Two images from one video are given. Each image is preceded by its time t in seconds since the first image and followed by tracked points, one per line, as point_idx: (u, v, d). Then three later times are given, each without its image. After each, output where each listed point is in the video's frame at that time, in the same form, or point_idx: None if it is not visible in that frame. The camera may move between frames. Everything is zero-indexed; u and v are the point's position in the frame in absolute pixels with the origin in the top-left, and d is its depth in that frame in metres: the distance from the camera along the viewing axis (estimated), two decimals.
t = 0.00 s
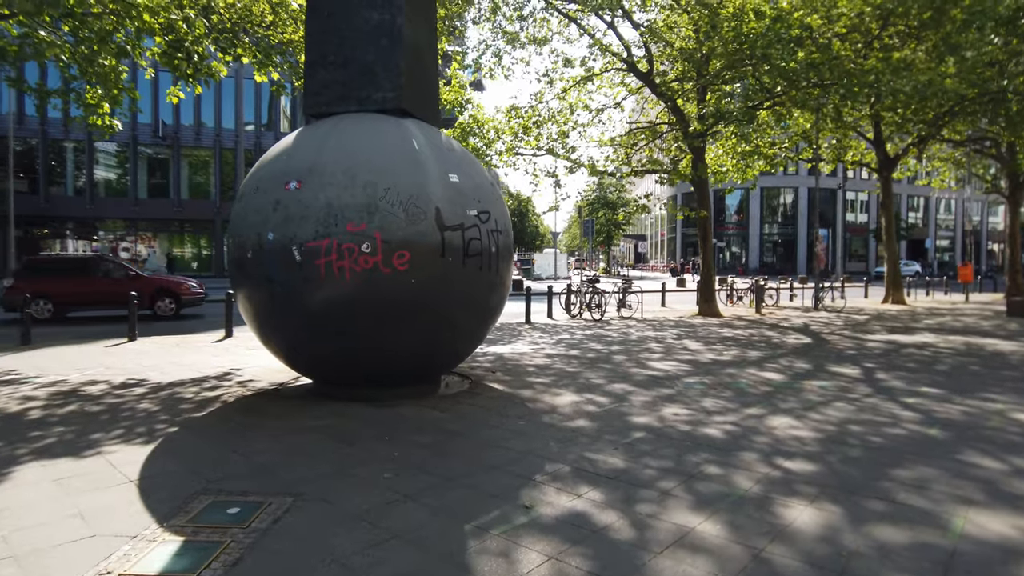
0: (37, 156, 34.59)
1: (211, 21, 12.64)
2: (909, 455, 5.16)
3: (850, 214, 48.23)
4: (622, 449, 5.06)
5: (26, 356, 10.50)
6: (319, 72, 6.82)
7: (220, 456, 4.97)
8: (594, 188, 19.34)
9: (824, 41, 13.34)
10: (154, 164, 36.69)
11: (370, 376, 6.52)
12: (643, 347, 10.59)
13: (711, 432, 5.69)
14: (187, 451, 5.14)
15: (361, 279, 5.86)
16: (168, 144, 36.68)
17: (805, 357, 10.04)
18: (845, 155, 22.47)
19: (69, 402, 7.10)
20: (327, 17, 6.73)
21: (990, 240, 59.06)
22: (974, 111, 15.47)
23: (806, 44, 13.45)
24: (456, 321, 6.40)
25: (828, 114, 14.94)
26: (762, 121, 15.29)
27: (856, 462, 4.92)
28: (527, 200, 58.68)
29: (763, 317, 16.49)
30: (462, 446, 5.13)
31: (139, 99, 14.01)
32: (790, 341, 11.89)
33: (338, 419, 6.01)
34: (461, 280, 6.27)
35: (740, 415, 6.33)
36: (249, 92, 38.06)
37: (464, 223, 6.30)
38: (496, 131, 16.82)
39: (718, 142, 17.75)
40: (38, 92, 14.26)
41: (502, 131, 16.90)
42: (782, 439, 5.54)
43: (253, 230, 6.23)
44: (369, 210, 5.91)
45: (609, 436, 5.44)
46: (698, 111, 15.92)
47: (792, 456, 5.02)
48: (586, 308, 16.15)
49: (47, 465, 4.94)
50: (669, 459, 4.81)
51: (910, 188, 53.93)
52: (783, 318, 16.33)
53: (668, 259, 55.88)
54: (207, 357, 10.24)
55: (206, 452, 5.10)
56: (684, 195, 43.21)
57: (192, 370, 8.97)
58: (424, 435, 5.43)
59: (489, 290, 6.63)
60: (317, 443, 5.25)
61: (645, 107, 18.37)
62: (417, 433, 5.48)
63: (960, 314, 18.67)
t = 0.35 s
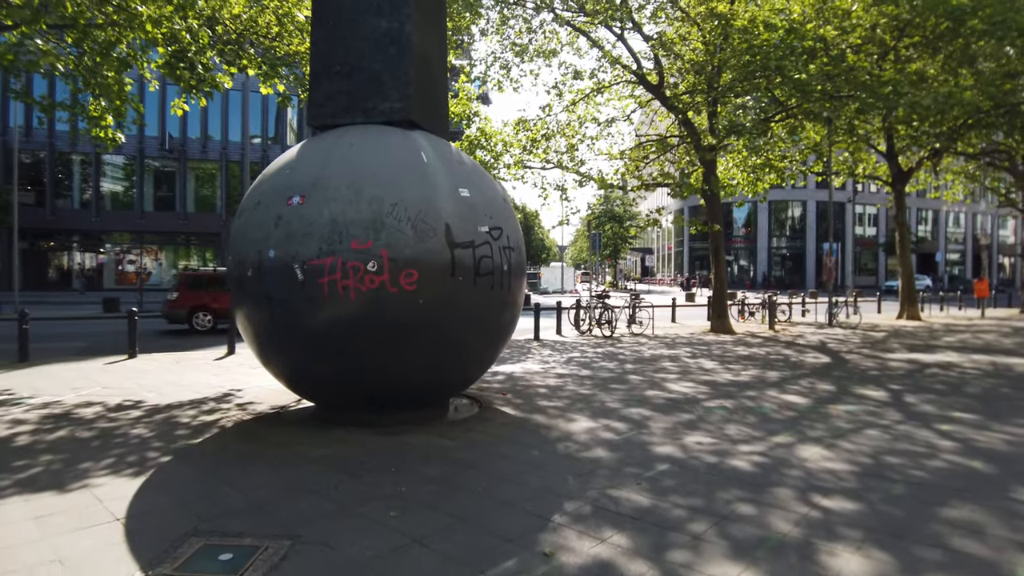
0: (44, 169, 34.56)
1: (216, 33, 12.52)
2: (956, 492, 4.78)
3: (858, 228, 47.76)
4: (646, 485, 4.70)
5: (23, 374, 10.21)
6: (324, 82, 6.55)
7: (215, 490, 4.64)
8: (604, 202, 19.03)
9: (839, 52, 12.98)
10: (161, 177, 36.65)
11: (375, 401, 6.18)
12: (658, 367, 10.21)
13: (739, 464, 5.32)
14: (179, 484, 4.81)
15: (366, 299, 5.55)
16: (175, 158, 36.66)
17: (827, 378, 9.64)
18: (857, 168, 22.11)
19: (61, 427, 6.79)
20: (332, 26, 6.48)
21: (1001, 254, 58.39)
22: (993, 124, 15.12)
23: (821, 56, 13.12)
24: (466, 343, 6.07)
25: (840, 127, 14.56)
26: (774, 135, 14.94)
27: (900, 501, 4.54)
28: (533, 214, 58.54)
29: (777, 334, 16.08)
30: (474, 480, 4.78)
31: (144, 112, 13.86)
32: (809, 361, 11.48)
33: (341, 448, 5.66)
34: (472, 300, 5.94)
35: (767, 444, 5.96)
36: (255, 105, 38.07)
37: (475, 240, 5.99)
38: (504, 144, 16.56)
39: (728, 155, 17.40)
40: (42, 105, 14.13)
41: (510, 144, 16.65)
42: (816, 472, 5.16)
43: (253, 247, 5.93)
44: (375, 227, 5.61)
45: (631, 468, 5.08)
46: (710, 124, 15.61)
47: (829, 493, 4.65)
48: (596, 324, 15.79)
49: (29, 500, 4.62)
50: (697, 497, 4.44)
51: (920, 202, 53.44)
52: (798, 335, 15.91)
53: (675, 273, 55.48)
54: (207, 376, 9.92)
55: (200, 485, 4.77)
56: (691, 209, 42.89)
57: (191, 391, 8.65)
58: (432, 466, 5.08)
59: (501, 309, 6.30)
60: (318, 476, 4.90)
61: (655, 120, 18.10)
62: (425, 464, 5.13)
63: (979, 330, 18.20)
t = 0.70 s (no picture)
0: (52, 202, 34.64)
1: (222, 68, 12.60)
2: (1008, 559, 4.38)
3: (865, 260, 47.46)
4: (672, 551, 4.33)
5: (16, 416, 9.90)
6: (329, 118, 6.38)
7: (204, 556, 4.29)
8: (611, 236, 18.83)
9: (848, 86, 12.85)
10: (168, 210, 36.76)
11: (378, 451, 5.85)
12: (672, 409, 9.83)
13: (768, 525, 4.94)
14: (167, 548, 4.46)
15: (370, 345, 5.26)
16: (182, 191, 36.84)
17: (848, 421, 9.24)
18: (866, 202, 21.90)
19: (48, 477, 6.46)
20: (338, 62, 6.35)
21: (1009, 285, 57.89)
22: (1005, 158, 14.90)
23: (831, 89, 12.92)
24: (476, 390, 5.76)
25: (848, 160, 14.36)
26: (782, 169, 14.73)
27: (951, 570, 4.16)
28: (537, 246, 58.53)
29: (791, 371, 15.67)
30: (485, 545, 4.42)
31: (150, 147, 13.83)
32: (828, 401, 11.09)
33: (342, 504, 5.31)
34: (481, 345, 5.65)
35: (796, 500, 5.58)
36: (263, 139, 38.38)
37: (485, 282, 5.73)
38: (511, 179, 16.45)
39: (736, 190, 17.19)
40: (48, 139, 14.13)
41: (516, 178, 16.54)
42: (853, 535, 4.78)
43: (253, 290, 5.67)
44: (381, 269, 5.35)
45: (653, 531, 4.71)
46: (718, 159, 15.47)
47: (870, 561, 4.27)
48: (605, 361, 15.44)
49: (4, 566, 4.27)
50: (728, 568, 4.07)
51: (926, 234, 53.23)
52: (812, 372, 15.50)
53: (681, 306, 55.12)
54: (205, 419, 9.59)
55: (189, 550, 4.42)
56: (697, 241, 42.73)
57: (187, 437, 8.31)
58: (439, 528, 4.73)
59: (512, 354, 6.00)
60: (317, 539, 4.55)
61: (662, 154, 18.00)
62: (431, 525, 4.78)
63: (997, 366, 17.75)
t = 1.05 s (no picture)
0: (58, 255, 34.77)
1: (232, 124, 12.74)
2: None
3: (871, 312, 47.19)
4: None
5: (8, 477, 9.55)
6: (341, 175, 6.32)
7: None
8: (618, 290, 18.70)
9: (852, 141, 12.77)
10: (173, 263, 36.92)
11: (386, 522, 5.52)
12: (688, 471, 9.45)
13: None
14: None
15: (380, 409, 5.03)
16: (188, 245, 37.09)
17: (874, 484, 8.85)
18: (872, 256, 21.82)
19: (37, 547, 6.12)
20: (351, 120, 6.34)
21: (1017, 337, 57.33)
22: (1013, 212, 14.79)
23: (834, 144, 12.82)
24: (490, 456, 5.48)
25: (853, 215, 14.26)
26: (787, 224, 14.59)
27: None
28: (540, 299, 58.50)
29: (806, 429, 15.24)
30: None
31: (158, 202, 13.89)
32: (849, 462, 10.68)
33: None
34: (496, 409, 5.41)
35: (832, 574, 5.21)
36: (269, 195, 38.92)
37: (500, 342, 5.54)
38: (517, 234, 16.46)
39: (742, 245, 17.01)
40: (58, 194, 14.22)
41: (523, 233, 16.55)
42: None
43: (258, 350, 5.48)
44: (392, 329, 5.16)
45: None
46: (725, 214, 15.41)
47: None
48: (615, 419, 15.05)
49: None
50: None
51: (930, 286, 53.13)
52: (828, 430, 15.07)
53: (687, 359, 54.56)
54: (203, 482, 9.22)
55: None
56: (701, 294, 42.64)
57: (184, 502, 7.95)
58: None
59: (527, 417, 5.75)
60: None
61: (667, 209, 18.06)
62: None
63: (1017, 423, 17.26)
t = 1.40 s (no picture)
0: (57, 292, 34.62)
1: (238, 163, 12.69)
2: None
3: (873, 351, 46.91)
4: None
5: None
6: (348, 213, 6.25)
7: None
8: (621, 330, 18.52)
9: (855, 180, 12.69)
10: (172, 301, 36.77)
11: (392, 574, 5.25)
12: (700, 517, 9.16)
13: None
14: None
15: (388, 454, 4.83)
16: (188, 283, 37.01)
17: (893, 530, 8.56)
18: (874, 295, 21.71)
19: None
20: (360, 157, 6.31)
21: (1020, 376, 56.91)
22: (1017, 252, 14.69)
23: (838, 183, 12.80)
24: (501, 503, 5.26)
25: (855, 254, 14.12)
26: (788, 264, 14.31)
27: None
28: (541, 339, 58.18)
29: (817, 472, 14.88)
30: None
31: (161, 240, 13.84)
32: (865, 506, 10.38)
33: None
34: (508, 454, 5.22)
35: None
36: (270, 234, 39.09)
37: (511, 384, 5.38)
38: (520, 273, 16.38)
39: (745, 283, 16.68)
40: (59, 232, 14.17)
41: (525, 273, 16.49)
42: None
43: (261, 391, 5.30)
44: (401, 370, 5.00)
45: None
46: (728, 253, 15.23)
47: None
48: (621, 462, 14.70)
49: None
50: None
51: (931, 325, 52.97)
52: (839, 473, 14.72)
53: (688, 400, 53.95)
54: (198, 528, 8.90)
55: None
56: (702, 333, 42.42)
57: (179, 550, 7.64)
58: None
59: (540, 462, 5.56)
60: None
61: (670, 249, 18.04)
62: None
63: None
